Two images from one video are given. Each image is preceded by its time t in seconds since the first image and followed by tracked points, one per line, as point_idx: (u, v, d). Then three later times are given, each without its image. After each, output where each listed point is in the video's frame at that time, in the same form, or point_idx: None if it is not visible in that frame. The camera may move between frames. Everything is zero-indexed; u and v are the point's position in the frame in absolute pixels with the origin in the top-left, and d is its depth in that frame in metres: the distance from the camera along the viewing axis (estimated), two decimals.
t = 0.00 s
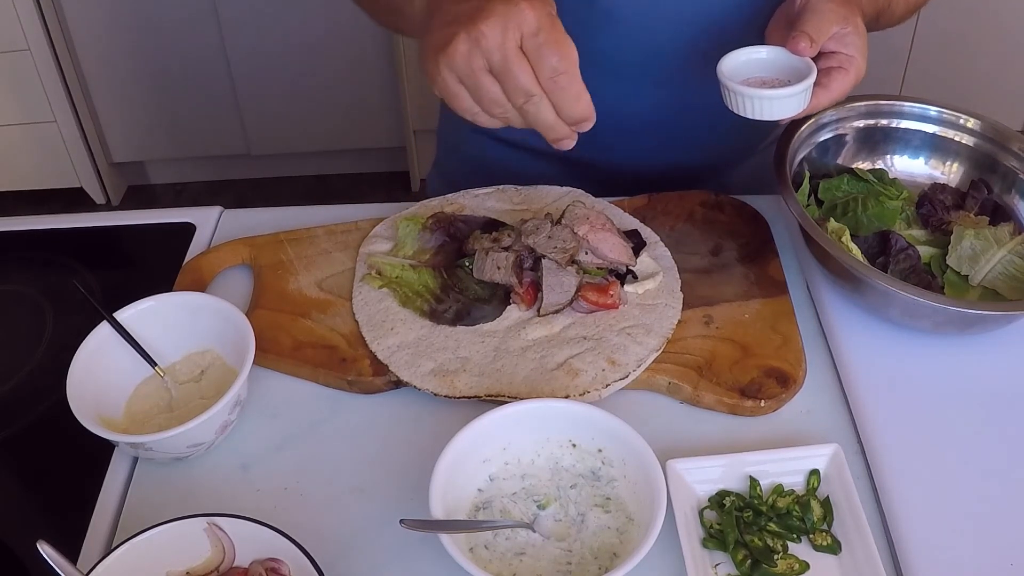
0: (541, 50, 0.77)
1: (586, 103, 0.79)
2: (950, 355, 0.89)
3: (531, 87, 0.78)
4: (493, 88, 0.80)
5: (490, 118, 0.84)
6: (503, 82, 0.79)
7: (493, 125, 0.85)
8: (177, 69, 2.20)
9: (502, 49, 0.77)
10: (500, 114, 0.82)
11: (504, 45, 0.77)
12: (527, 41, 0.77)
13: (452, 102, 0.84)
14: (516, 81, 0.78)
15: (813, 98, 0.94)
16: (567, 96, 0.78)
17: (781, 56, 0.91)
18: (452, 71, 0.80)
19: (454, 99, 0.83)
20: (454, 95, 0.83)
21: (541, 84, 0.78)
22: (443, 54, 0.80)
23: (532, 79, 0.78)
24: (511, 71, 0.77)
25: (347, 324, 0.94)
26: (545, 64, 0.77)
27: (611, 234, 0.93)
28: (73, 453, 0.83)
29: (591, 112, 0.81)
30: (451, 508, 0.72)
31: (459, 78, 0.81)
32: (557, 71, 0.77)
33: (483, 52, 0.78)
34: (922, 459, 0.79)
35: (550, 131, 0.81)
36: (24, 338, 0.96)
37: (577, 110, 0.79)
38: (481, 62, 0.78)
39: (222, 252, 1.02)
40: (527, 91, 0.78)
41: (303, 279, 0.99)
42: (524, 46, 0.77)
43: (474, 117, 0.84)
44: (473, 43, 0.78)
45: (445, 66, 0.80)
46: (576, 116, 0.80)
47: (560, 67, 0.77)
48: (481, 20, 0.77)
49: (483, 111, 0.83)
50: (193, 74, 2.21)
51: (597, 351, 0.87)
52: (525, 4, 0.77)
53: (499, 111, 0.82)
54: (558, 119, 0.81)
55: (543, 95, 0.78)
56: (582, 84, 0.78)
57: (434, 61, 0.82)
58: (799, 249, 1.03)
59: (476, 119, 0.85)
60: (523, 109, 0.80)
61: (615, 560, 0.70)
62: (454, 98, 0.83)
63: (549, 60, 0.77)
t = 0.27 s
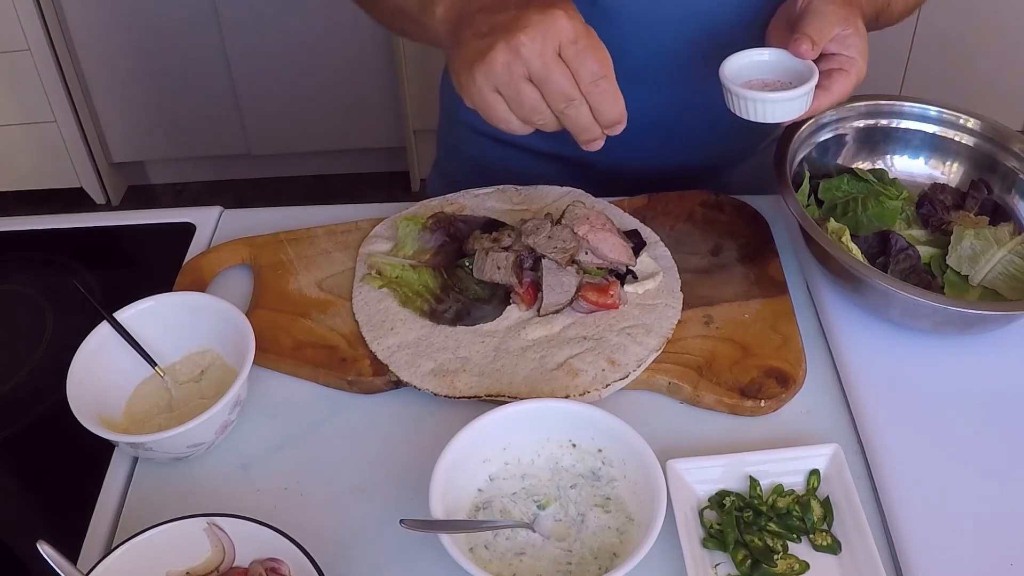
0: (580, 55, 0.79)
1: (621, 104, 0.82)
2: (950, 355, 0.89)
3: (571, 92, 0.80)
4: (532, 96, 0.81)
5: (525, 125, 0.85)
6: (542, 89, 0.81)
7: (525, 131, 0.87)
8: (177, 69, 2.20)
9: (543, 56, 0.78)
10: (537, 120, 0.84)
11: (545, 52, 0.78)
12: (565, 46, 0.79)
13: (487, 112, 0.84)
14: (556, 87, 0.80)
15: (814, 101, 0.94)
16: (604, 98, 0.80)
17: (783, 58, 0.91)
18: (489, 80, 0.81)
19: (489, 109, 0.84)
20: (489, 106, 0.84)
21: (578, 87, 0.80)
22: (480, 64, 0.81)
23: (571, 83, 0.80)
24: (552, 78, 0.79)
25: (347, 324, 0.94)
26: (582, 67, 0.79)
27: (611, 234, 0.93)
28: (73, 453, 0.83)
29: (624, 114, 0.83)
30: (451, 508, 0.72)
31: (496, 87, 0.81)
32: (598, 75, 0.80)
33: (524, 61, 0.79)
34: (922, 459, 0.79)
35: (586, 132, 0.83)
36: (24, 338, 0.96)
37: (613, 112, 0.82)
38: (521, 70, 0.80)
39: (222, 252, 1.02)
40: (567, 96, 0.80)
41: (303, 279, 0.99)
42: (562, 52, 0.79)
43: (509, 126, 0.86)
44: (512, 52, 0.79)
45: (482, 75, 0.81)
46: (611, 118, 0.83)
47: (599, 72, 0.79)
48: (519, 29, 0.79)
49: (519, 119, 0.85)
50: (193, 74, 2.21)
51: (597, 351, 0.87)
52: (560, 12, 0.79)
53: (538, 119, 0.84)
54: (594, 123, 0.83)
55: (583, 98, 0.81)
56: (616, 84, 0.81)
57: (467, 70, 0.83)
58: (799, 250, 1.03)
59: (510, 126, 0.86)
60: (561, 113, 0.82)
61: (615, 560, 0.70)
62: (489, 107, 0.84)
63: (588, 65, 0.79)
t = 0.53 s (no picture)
0: (582, 67, 0.80)
1: (616, 117, 0.83)
2: (950, 355, 0.89)
3: (569, 100, 0.81)
4: (530, 102, 0.82)
5: (520, 131, 0.86)
6: (540, 96, 0.82)
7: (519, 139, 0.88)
8: (177, 69, 2.20)
9: (545, 64, 0.79)
10: (532, 127, 0.85)
11: (546, 61, 0.79)
12: (567, 56, 0.80)
13: (484, 118, 0.85)
14: (553, 95, 0.81)
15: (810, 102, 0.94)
16: (601, 108, 0.82)
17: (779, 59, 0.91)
18: (490, 86, 0.82)
19: (487, 114, 0.85)
20: (486, 111, 0.84)
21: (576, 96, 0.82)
22: (482, 69, 0.81)
23: (569, 91, 0.81)
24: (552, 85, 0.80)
25: (348, 324, 0.94)
26: (581, 78, 0.80)
27: (611, 234, 0.93)
28: (73, 454, 0.83)
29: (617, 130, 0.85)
30: (451, 508, 0.72)
31: (496, 92, 0.82)
32: (596, 86, 0.81)
33: (525, 68, 0.80)
34: (922, 459, 0.79)
35: (580, 145, 0.85)
36: (24, 338, 0.96)
37: (609, 125, 0.84)
38: (522, 77, 0.80)
39: (222, 252, 1.02)
40: (564, 103, 0.81)
41: (303, 279, 0.99)
42: (564, 61, 0.80)
43: (504, 133, 0.86)
44: (514, 59, 0.79)
45: (483, 81, 0.81)
46: (605, 133, 0.84)
47: (597, 83, 0.81)
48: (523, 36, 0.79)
49: (514, 125, 0.85)
50: (193, 74, 2.21)
51: (597, 351, 0.87)
52: (564, 22, 0.80)
53: (533, 126, 0.84)
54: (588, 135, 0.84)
55: (580, 107, 0.82)
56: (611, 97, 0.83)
57: (467, 73, 0.83)
58: (799, 250, 1.03)
59: (505, 133, 0.87)
60: (558, 122, 0.83)
61: (615, 560, 0.70)
62: (486, 112, 0.84)
63: (588, 77, 0.80)
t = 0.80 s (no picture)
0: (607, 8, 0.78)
1: (659, 44, 0.80)
2: (950, 355, 0.89)
3: (603, 40, 0.78)
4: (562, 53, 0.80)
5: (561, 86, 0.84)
6: (571, 45, 0.79)
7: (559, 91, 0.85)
8: (177, 69, 2.20)
9: (565, 12, 0.77)
10: (570, 77, 0.82)
11: (566, 8, 0.77)
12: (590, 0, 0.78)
13: (522, 79, 0.83)
14: (585, 40, 0.78)
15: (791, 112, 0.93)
16: (639, 38, 0.79)
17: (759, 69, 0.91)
18: (519, 45, 0.80)
19: (522, 74, 0.83)
20: (520, 71, 0.82)
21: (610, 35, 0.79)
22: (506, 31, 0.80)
23: (599, 32, 0.78)
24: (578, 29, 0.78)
25: (348, 324, 0.94)
26: (608, 14, 0.79)
27: (611, 234, 0.93)
28: (74, 453, 0.83)
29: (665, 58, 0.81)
30: (451, 508, 0.72)
31: (527, 51, 0.80)
32: (629, 20, 0.79)
33: (547, 19, 0.78)
34: (922, 458, 0.79)
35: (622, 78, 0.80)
36: (24, 338, 0.96)
37: (653, 53, 0.80)
38: (548, 30, 0.78)
39: (222, 252, 1.02)
40: (597, 46, 0.78)
41: (303, 279, 0.99)
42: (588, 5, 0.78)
43: (542, 89, 0.84)
44: (535, 15, 0.78)
45: (512, 42, 0.80)
46: (651, 61, 0.80)
47: (629, 16, 0.79)
48: None
49: (552, 80, 0.83)
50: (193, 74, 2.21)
51: (597, 351, 0.87)
52: None
53: (570, 78, 0.82)
54: (632, 64, 0.81)
55: (616, 44, 0.79)
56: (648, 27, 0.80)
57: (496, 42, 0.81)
58: (799, 250, 1.03)
59: (545, 91, 0.84)
60: (596, 65, 0.80)
61: (615, 560, 0.70)
62: (519, 71, 0.82)
63: (616, 13, 0.79)
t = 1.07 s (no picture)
0: (695, 29, 0.79)
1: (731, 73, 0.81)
2: (950, 355, 0.89)
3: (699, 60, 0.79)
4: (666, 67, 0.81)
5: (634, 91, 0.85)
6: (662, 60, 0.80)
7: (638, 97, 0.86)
8: (177, 69, 2.20)
9: (663, 30, 0.78)
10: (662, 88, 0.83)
11: (663, 28, 0.78)
12: (685, 21, 0.79)
13: (607, 86, 0.85)
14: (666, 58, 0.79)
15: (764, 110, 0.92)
16: (718, 65, 0.80)
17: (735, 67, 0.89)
18: (612, 56, 0.81)
19: (614, 83, 0.84)
20: (605, 77, 0.84)
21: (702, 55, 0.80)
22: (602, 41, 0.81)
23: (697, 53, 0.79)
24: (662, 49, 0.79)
25: (348, 324, 0.94)
26: (697, 37, 0.79)
27: (611, 234, 0.93)
28: (74, 453, 0.83)
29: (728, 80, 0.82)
30: (451, 508, 0.72)
31: (618, 62, 0.82)
32: (713, 45, 0.80)
33: (647, 36, 0.79)
34: (922, 458, 0.79)
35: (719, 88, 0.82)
36: (24, 338, 0.96)
37: (723, 77, 0.81)
38: (645, 45, 0.80)
39: (222, 252, 1.02)
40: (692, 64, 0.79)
41: (303, 279, 0.99)
42: (681, 24, 0.79)
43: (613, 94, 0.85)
44: (635, 30, 0.79)
45: (605, 52, 0.81)
46: (719, 85, 0.82)
47: (716, 40, 0.80)
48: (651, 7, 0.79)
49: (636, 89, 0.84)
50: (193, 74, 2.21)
51: (597, 351, 0.87)
52: None
53: (657, 90, 0.83)
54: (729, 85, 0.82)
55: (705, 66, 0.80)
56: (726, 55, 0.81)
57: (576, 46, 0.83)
58: (800, 250, 1.03)
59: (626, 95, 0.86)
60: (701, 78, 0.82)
61: (615, 560, 0.70)
62: (610, 81, 0.84)
63: (701, 37, 0.79)
